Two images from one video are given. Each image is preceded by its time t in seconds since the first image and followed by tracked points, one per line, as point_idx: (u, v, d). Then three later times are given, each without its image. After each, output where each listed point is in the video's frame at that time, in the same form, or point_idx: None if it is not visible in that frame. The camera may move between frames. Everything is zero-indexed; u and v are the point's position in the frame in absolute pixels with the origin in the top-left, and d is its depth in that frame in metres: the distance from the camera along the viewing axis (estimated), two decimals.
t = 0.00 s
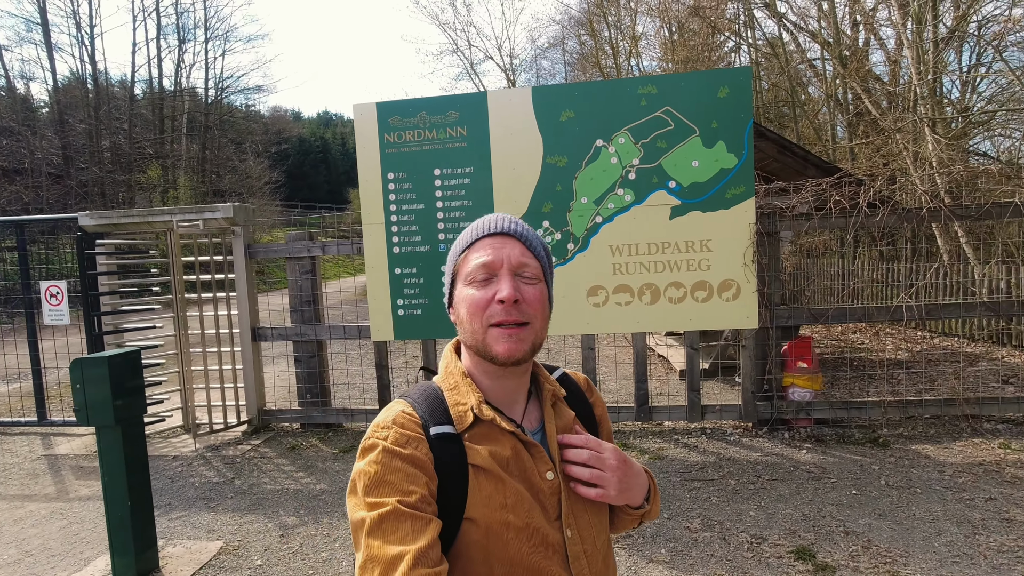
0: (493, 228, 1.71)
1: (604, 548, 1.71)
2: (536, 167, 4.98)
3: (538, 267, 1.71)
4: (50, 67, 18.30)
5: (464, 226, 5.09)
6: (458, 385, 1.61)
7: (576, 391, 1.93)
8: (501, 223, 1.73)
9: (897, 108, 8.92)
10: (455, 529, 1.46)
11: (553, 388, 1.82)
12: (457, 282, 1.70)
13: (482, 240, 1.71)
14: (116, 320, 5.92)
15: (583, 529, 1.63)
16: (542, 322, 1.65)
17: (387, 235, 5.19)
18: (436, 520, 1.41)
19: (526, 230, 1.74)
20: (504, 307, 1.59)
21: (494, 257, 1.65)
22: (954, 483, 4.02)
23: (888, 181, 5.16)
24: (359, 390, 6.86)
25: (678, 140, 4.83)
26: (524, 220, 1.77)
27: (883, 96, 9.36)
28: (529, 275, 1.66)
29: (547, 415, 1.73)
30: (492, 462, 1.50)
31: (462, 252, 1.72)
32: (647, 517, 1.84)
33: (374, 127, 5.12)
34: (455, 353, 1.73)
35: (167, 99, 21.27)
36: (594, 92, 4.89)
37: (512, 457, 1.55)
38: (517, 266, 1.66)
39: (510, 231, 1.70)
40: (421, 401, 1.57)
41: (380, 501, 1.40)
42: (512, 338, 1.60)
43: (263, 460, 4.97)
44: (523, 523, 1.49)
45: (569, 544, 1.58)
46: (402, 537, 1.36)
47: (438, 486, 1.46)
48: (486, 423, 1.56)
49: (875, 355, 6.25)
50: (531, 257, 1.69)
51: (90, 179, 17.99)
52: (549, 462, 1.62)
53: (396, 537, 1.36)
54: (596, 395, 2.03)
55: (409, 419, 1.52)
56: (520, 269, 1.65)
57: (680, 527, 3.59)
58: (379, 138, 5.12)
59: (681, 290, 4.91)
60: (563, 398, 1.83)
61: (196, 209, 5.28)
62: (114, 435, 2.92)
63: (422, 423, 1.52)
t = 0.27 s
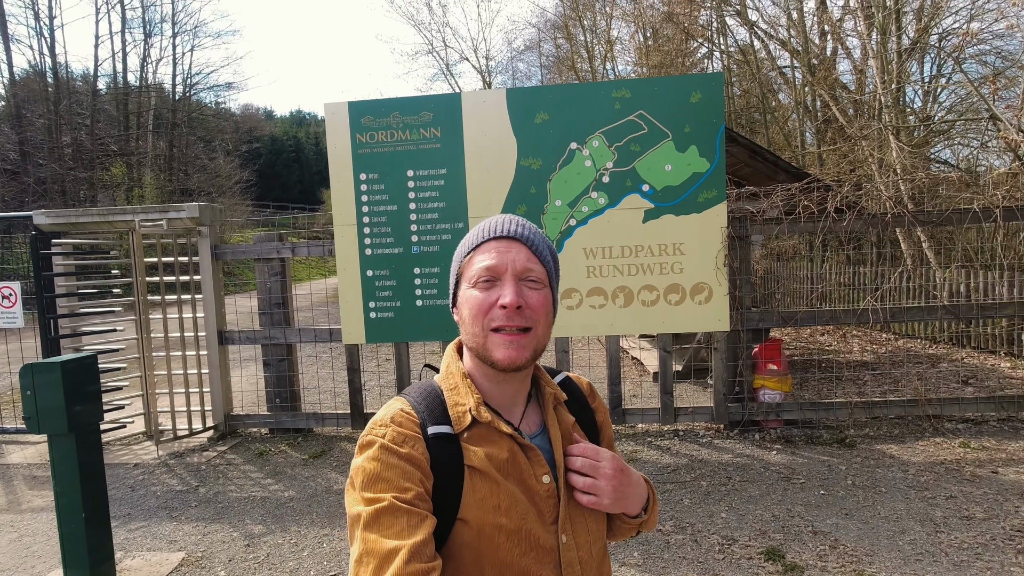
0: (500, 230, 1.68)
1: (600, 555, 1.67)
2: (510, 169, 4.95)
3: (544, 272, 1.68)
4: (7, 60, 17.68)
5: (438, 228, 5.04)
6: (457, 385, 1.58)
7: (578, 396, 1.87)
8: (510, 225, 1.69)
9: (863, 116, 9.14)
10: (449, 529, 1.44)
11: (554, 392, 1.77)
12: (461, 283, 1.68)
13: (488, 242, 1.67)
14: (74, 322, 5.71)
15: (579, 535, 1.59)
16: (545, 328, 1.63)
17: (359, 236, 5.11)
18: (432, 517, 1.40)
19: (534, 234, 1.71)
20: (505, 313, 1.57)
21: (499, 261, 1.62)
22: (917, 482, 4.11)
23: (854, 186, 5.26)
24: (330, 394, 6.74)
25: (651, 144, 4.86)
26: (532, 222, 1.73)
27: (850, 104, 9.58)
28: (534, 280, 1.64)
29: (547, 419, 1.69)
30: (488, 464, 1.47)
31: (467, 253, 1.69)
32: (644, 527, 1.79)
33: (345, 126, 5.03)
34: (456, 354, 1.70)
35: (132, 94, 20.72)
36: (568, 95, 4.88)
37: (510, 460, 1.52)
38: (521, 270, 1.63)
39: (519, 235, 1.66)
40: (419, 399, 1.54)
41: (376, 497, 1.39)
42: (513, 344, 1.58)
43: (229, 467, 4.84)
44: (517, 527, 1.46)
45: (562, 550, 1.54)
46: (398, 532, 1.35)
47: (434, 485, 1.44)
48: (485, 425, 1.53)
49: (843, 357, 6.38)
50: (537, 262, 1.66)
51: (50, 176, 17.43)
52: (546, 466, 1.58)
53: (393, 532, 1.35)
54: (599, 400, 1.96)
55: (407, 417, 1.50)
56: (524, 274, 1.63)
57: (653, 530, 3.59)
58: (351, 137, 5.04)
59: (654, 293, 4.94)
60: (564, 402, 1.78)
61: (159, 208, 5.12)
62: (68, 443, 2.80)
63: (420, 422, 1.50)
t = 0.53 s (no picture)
0: (481, 229, 1.68)
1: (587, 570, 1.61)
2: (495, 171, 4.94)
3: (527, 268, 1.68)
4: None
5: (422, 230, 5.01)
6: (445, 386, 1.57)
7: (574, 402, 1.78)
8: (488, 225, 1.69)
9: (845, 119, 9.25)
10: (430, 532, 1.44)
11: (547, 397, 1.71)
12: (446, 286, 1.67)
13: (469, 243, 1.67)
14: (50, 327, 5.60)
15: (565, 547, 1.55)
16: (532, 324, 1.62)
17: (343, 238, 5.07)
18: (415, 521, 1.40)
19: (516, 231, 1.71)
20: (491, 309, 1.56)
21: (482, 259, 1.62)
22: (899, 481, 4.15)
23: (836, 189, 5.31)
24: (314, 397, 6.67)
25: (636, 147, 4.87)
26: (512, 221, 1.73)
27: (832, 108, 9.69)
28: (517, 277, 1.63)
29: (537, 425, 1.65)
30: (473, 470, 1.45)
31: (450, 254, 1.68)
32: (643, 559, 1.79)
33: (328, 127, 4.99)
34: (444, 357, 1.69)
35: (113, 94, 20.42)
36: (553, 97, 4.88)
37: (495, 466, 1.50)
38: (505, 267, 1.62)
39: (498, 232, 1.66)
40: (407, 401, 1.53)
41: (358, 499, 1.39)
42: (500, 341, 1.56)
43: (210, 473, 4.77)
44: (498, 535, 1.44)
45: (545, 560, 1.51)
46: (381, 535, 1.35)
47: (417, 488, 1.44)
48: (471, 429, 1.52)
49: (826, 357, 6.44)
50: (520, 258, 1.66)
51: (27, 176, 17.12)
52: (532, 474, 1.55)
53: (374, 535, 1.35)
54: (598, 406, 1.87)
55: (393, 420, 1.48)
56: (508, 271, 1.62)
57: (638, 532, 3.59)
58: (335, 139, 5.00)
59: (639, 295, 4.95)
60: (557, 408, 1.72)
61: (138, 210, 5.03)
62: (39, 451, 2.73)
63: (406, 424, 1.48)
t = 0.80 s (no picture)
0: (468, 232, 1.69)
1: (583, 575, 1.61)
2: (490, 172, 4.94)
3: (516, 267, 1.68)
4: None
5: (418, 232, 5.00)
6: (441, 389, 1.57)
7: (572, 405, 1.78)
8: (475, 227, 1.71)
9: (839, 120, 9.29)
10: (424, 537, 1.44)
11: (543, 400, 1.70)
12: (437, 289, 1.67)
13: (458, 245, 1.69)
14: (44, 330, 5.56)
15: (560, 553, 1.54)
16: (523, 322, 1.62)
17: (338, 240, 5.05)
18: (410, 524, 1.40)
19: (503, 232, 1.72)
20: (480, 307, 1.56)
21: (470, 260, 1.63)
22: (894, 480, 4.17)
23: (830, 189, 5.33)
24: (310, 400, 6.65)
25: (631, 148, 4.88)
26: (499, 223, 1.74)
27: (827, 109, 9.72)
28: (506, 275, 1.64)
29: (533, 428, 1.64)
30: (468, 474, 1.45)
31: (439, 258, 1.69)
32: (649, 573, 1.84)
33: (324, 130, 4.98)
34: (439, 362, 1.69)
35: (106, 96, 20.33)
36: (549, 98, 4.88)
37: (490, 469, 1.49)
38: (493, 267, 1.63)
39: (485, 233, 1.67)
40: (403, 404, 1.53)
41: (353, 503, 1.39)
42: (491, 340, 1.56)
43: (206, 477, 4.74)
44: (491, 539, 1.44)
45: (538, 565, 1.51)
46: (376, 539, 1.35)
47: (412, 491, 1.43)
48: (465, 431, 1.51)
49: (821, 357, 6.47)
50: (508, 257, 1.66)
51: (19, 179, 17.04)
52: (527, 478, 1.54)
53: (369, 538, 1.35)
54: (598, 411, 1.87)
55: (388, 423, 1.48)
56: (496, 270, 1.63)
57: (636, 533, 3.59)
58: (330, 141, 4.99)
59: (635, 296, 4.95)
60: (555, 411, 1.71)
61: (133, 213, 5.00)
62: (33, 456, 2.72)
63: (401, 428, 1.48)
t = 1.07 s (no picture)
0: (470, 238, 1.68)
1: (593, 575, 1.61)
2: (493, 173, 4.94)
3: (518, 272, 1.67)
4: None
5: (421, 233, 5.01)
6: (444, 395, 1.57)
7: (577, 407, 1.78)
8: (477, 233, 1.69)
9: (839, 120, 9.30)
10: (430, 543, 1.43)
11: (547, 402, 1.71)
12: (438, 295, 1.66)
13: (459, 251, 1.67)
14: (46, 332, 5.56)
15: (570, 554, 1.54)
16: (525, 328, 1.61)
17: (341, 242, 5.05)
18: (416, 530, 1.39)
19: (505, 236, 1.70)
20: (482, 314, 1.55)
21: (471, 266, 1.61)
22: (898, 481, 4.17)
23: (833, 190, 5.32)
24: (312, 401, 6.65)
25: (634, 149, 4.88)
26: (501, 228, 1.73)
27: (827, 109, 9.73)
28: (508, 281, 1.62)
29: (538, 431, 1.64)
30: (474, 478, 1.44)
31: (440, 264, 1.68)
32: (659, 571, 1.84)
33: (326, 131, 4.98)
34: (443, 367, 1.68)
35: (106, 97, 20.33)
36: (551, 99, 4.88)
37: (496, 473, 1.49)
38: (495, 273, 1.62)
39: (487, 239, 1.66)
40: (407, 411, 1.54)
41: (358, 510, 1.39)
42: (494, 346, 1.55)
43: (209, 478, 4.74)
44: (499, 543, 1.44)
45: (548, 567, 1.50)
46: (381, 546, 1.35)
47: (417, 497, 1.43)
48: (470, 436, 1.51)
49: (823, 357, 6.47)
50: (509, 262, 1.65)
51: (19, 180, 17.04)
52: (534, 480, 1.54)
53: (375, 545, 1.35)
54: (601, 412, 1.88)
55: (392, 430, 1.49)
56: (497, 276, 1.61)
57: (640, 534, 3.59)
58: (333, 142, 4.99)
59: (638, 297, 4.95)
60: (560, 413, 1.71)
61: (135, 214, 5.00)
62: (38, 458, 2.71)
63: (405, 434, 1.48)
